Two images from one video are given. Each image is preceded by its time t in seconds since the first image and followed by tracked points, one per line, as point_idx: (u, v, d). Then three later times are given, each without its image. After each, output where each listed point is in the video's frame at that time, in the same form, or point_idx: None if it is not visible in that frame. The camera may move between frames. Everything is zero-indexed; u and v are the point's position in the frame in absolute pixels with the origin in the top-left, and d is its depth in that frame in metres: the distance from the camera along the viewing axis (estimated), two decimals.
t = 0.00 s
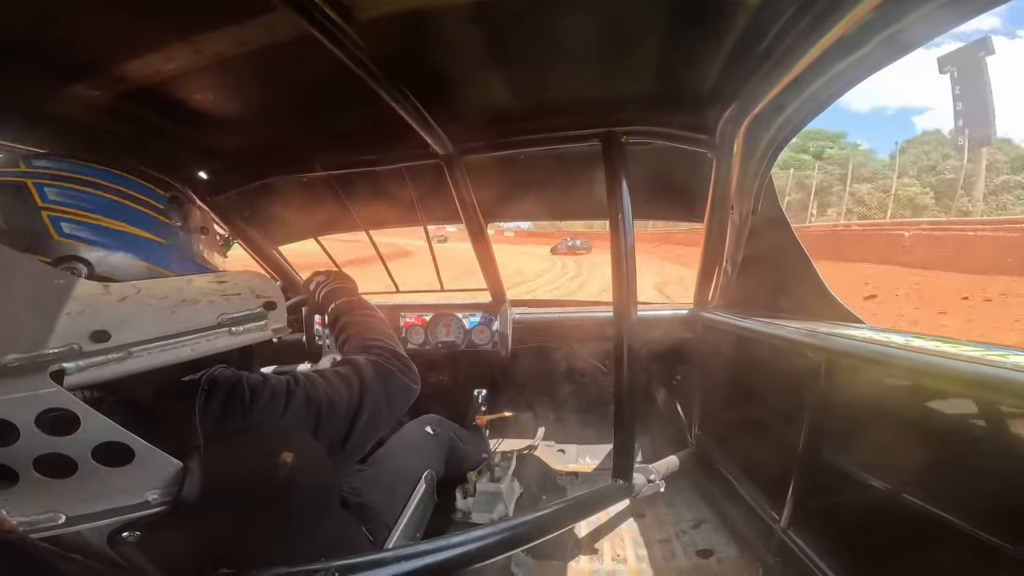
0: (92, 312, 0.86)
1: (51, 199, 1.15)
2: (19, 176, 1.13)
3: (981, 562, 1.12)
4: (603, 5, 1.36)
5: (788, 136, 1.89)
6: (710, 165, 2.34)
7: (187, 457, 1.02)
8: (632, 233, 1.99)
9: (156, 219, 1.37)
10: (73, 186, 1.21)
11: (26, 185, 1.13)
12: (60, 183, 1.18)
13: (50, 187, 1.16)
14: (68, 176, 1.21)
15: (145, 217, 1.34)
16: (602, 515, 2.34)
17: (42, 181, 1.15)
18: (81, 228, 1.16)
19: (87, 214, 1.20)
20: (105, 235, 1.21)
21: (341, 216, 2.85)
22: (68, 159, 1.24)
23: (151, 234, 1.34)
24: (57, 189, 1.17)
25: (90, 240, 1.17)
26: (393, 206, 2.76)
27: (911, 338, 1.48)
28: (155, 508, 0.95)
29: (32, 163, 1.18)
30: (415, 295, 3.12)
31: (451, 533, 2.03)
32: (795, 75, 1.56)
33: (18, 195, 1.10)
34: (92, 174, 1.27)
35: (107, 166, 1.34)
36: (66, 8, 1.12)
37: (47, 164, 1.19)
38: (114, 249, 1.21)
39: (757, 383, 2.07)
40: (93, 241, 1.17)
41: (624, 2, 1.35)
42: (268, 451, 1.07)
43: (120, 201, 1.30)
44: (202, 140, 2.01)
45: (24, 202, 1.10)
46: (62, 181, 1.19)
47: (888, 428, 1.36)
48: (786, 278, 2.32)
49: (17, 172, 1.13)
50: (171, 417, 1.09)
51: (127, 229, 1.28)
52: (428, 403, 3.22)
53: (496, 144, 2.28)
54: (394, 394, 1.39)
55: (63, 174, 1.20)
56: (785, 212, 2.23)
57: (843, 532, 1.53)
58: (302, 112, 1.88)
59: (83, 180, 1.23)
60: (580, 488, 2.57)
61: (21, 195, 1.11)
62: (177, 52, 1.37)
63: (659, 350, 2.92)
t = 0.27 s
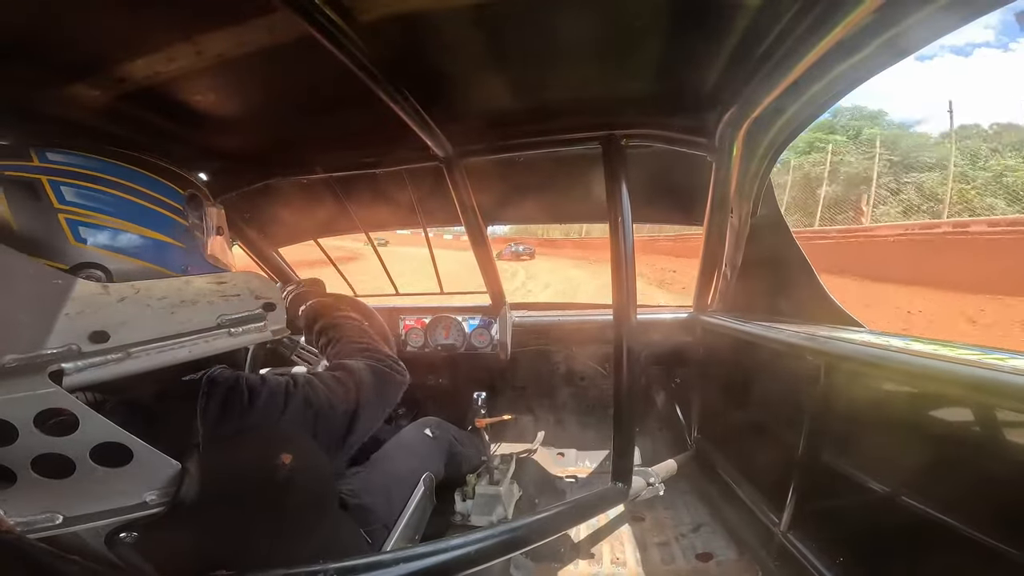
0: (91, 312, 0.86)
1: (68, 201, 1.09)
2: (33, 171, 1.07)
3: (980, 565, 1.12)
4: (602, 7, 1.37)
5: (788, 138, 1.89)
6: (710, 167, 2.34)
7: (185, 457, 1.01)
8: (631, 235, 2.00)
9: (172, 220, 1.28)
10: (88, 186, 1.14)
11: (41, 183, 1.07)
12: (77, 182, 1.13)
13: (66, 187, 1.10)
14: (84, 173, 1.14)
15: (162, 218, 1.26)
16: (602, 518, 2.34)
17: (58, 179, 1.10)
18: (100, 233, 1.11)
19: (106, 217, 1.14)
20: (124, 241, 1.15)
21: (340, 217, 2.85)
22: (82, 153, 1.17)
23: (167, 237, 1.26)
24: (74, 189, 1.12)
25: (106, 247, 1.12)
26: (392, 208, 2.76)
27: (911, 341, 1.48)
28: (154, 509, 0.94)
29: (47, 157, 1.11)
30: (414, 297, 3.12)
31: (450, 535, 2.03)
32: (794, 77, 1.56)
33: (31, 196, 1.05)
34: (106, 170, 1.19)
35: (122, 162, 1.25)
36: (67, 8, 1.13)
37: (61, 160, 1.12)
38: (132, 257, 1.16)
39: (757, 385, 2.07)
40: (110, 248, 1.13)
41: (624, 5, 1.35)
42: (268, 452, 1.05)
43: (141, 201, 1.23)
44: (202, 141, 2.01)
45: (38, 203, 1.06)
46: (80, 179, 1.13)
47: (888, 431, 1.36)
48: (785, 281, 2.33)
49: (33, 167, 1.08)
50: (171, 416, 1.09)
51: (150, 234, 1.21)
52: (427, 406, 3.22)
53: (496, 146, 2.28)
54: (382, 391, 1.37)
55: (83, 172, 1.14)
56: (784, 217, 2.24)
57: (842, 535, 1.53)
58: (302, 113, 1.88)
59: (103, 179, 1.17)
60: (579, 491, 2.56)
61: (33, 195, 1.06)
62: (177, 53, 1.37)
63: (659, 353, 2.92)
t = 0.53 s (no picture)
0: (90, 311, 0.86)
1: (82, 203, 1.10)
2: (48, 172, 1.08)
3: (979, 565, 1.12)
4: (603, 7, 1.36)
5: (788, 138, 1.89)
6: (710, 167, 2.34)
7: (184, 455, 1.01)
8: (631, 235, 1.99)
9: (180, 224, 1.29)
10: (102, 188, 1.14)
11: (56, 184, 1.08)
12: (92, 185, 1.13)
13: (81, 190, 1.11)
14: (98, 176, 1.15)
15: (170, 221, 1.26)
16: (601, 517, 2.34)
17: (74, 181, 1.10)
18: (112, 236, 1.11)
19: (118, 220, 1.14)
20: (135, 244, 1.15)
21: (340, 216, 2.85)
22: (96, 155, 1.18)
23: (175, 241, 1.26)
24: (89, 192, 1.12)
25: (118, 249, 1.11)
26: (392, 207, 2.75)
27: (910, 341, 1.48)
28: (154, 507, 0.93)
29: (63, 158, 1.12)
30: (414, 296, 3.12)
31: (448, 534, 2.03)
32: (795, 78, 1.56)
33: (46, 198, 1.06)
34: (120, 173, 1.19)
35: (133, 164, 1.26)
36: (67, 7, 1.13)
37: (76, 161, 1.13)
38: (143, 259, 1.15)
39: (757, 385, 2.06)
40: (123, 251, 1.12)
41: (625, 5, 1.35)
42: (268, 451, 1.07)
43: (151, 205, 1.23)
44: (203, 140, 2.01)
45: (54, 205, 1.06)
46: (94, 182, 1.14)
47: (889, 431, 1.36)
48: (784, 281, 2.33)
49: (49, 168, 1.08)
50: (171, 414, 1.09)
51: (159, 237, 1.21)
52: (427, 405, 3.22)
53: (496, 145, 2.28)
54: (362, 392, 1.42)
55: (98, 175, 1.15)
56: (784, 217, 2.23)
57: (840, 535, 1.53)
58: (302, 113, 1.88)
59: (117, 181, 1.17)
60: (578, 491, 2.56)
61: (48, 197, 1.06)
62: (178, 52, 1.37)
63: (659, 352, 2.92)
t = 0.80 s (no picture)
0: (90, 312, 0.86)
1: (81, 206, 1.09)
2: (47, 174, 1.07)
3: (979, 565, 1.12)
4: (603, 8, 1.36)
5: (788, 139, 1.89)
6: (711, 167, 2.34)
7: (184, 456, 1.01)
8: (630, 235, 1.99)
9: (170, 226, 1.29)
10: (99, 190, 1.14)
11: (55, 186, 1.07)
12: (89, 187, 1.12)
13: (80, 192, 1.10)
14: (97, 178, 1.14)
15: (162, 223, 1.27)
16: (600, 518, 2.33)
17: (74, 185, 1.09)
18: (109, 239, 1.11)
19: (111, 222, 1.13)
20: (128, 246, 1.15)
21: (340, 217, 2.85)
22: (94, 159, 1.18)
23: (164, 243, 1.27)
24: (87, 195, 1.11)
25: (111, 252, 1.11)
26: (392, 207, 2.75)
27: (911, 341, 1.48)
28: (152, 509, 0.94)
29: (63, 160, 1.11)
30: (414, 297, 3.11)
31: (448, 535, 2.03)
32: (795, 78, 1.56)
33: (45, 199, 1.04)
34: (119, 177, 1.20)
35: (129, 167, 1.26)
36: (68, 8, 1.13)
37: (76, 163, 1.12)
38: (134, 261, 1.16)
39: (757, 386, 2.06)
40: (115, 253, 1.12)
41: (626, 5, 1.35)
42: (269, 451, 1.07)
43: (144, 207, 1.23)
44: (203, 141, 2.01)
45: (54, 208, 1.04)
46: (90, 184, 1.12)
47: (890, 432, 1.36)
48: (784, 281, 2.33)
49: (48, 171, 1.07)
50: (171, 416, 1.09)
51: (149, 239, 1.22)
52: (426, 405, 3.21)
53: (496, 146, 2.28)
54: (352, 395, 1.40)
55: (97, 177, 1.14)
56: (784, 218, 2.23)
57: (839, 535, 1.53)
58: (302, 113, 1.88)
59: (113, 184, 1.17)
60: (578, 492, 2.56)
61: (48, 199, 1.05)
62: (179, 52, 1.37)
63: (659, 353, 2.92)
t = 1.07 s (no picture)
0: (90, 314, 0.86)
1: (77, 201, 1.09)
2: (42, 169, 1.07)
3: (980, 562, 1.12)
4: (603, 7, 1.36)
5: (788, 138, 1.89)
6: (711, 166, 2.34)
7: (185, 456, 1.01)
8: (631, 234, 1.99)
9: (172, 223, 1.28)
10: (98, 186, 1.14)
11: (51, 181, 1.07)
12: (86, 181, 1.12)
13: (76, 187, 1.10)
14: (94, 174, 1.14)
15: (163, 220, 1.26)
16: (602, 517, 2.34)
17: (68, 178, 1.09)
18: (105, 235, 1.11)
19: (110, 218, 1.13)
20: (126, 243, 1.15)
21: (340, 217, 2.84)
22: (90, 151, 1.17)
23: (165, 240, 1.26)
24: (84, 189, 1.11)
25: (109, 248, 1.11)
26: (392, 208, 2.74)
27: (912, 339, 1.47)
28: (155, 510, 0.93)
29: (59, 154, 1.11)
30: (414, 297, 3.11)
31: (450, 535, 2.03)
32: (794, 77, 1.56)
33: (42, 195, 1.04)
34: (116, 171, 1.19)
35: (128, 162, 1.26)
36: (66, 10, 1.12)
37: (73, 157, 1.12)
38: (133, 257, 1.16)
39: (758, 384, 2.06)
40: (113, 250, 1.12)
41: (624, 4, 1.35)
42: (268, 450, 1.07)
43: (143, 202, 1.23)
44: (201, 141, 2.01)
45: (49, 203, 1.05)
46: (87, 179, 1.13)
47: (892, 430, 1.36)
48: (785, 279, 2.33)
49: (43, 165, 1.07)
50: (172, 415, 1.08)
51: (148, 235, 1.21)
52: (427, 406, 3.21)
53: (497, 145, 2.27)
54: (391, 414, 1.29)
55: (94, 172, 1.14)
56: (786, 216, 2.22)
57: (841, 533, 1.53)
58: (301, 112, 1.86)
59: (112, 179, 1.17)
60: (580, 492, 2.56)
61: (42, 193, 1.05)
62: (178, 53, 1.37)
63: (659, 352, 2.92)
